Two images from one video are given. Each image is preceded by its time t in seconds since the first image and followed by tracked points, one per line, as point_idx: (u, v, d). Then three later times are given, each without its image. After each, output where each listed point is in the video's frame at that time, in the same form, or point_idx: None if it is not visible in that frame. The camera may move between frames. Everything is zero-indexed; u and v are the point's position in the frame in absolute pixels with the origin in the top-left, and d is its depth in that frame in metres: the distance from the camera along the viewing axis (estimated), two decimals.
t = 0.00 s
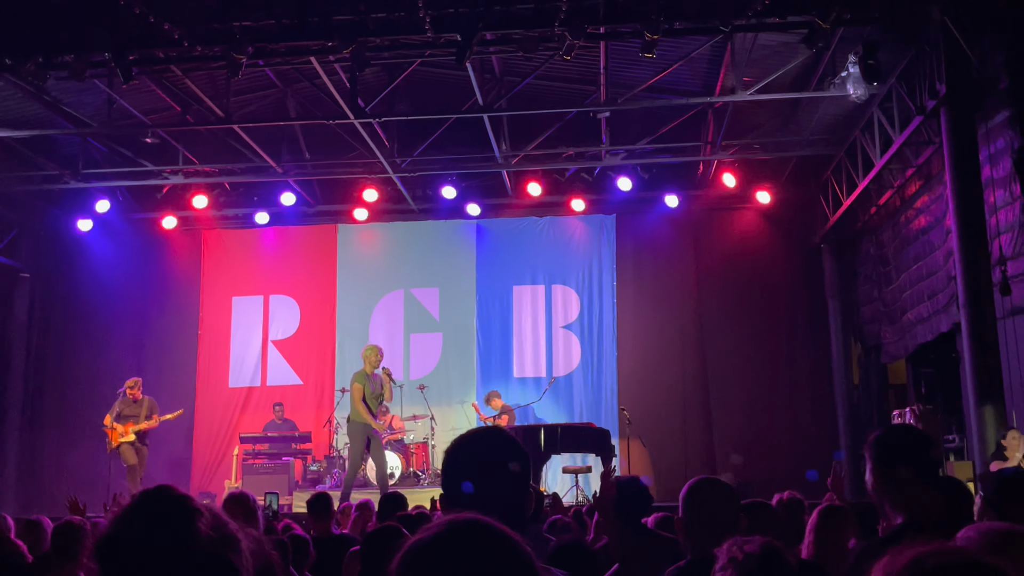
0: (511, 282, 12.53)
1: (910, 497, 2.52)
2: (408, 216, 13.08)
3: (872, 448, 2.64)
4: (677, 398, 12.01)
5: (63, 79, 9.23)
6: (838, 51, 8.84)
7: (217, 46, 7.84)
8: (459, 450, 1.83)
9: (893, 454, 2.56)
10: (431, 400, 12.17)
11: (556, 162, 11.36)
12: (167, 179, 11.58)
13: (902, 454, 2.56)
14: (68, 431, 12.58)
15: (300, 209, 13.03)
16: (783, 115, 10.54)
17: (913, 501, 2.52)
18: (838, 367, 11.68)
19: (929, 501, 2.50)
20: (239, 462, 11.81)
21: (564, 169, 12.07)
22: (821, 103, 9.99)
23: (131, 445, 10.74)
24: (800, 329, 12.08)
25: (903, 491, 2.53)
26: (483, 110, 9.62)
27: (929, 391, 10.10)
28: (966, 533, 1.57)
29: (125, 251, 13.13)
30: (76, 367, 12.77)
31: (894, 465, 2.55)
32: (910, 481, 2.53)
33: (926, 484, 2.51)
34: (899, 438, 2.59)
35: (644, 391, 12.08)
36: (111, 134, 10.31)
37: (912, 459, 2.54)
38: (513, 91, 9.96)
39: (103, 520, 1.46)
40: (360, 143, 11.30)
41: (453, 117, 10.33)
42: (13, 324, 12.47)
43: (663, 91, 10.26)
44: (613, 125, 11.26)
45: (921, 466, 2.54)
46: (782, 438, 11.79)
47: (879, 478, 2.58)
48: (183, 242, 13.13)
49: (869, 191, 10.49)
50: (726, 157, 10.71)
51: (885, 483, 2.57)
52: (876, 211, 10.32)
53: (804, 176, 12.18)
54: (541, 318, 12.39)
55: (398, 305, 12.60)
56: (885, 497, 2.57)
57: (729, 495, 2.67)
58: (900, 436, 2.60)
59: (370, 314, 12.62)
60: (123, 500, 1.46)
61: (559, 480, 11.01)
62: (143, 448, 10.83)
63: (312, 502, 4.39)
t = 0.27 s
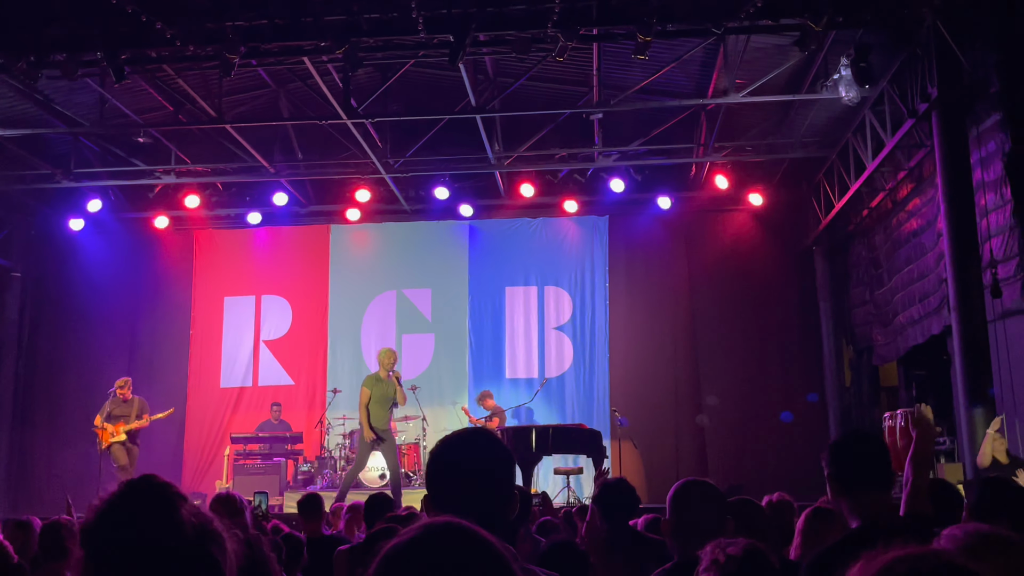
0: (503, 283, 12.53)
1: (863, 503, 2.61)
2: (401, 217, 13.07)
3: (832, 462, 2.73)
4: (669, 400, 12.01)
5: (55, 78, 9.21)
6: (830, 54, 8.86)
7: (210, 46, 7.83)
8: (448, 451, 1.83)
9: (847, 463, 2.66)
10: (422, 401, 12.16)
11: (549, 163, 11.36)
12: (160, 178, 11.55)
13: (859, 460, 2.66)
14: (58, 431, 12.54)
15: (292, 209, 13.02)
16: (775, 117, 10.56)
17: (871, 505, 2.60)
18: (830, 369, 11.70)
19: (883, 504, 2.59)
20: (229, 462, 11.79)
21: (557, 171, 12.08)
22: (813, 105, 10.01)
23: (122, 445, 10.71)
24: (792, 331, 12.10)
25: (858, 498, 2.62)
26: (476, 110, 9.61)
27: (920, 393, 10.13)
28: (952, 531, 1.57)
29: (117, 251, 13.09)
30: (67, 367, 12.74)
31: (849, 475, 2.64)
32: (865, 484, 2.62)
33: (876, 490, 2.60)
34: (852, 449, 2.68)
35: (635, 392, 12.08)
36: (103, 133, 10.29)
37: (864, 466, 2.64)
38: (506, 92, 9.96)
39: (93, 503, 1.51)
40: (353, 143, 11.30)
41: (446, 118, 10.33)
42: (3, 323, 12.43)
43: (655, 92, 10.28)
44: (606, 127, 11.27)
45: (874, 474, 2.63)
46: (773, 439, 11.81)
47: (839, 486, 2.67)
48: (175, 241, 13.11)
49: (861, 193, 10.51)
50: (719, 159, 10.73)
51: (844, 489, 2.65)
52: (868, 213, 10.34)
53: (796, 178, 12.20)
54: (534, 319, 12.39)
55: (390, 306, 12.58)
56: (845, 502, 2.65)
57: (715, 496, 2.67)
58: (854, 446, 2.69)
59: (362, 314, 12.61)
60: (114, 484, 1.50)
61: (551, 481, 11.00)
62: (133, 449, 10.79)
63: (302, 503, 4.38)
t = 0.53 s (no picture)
0: (499, 285, 12.53)
1: (854, 505, 2.61)
2: (397, 218, 13.06)
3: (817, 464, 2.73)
4: (664, 402, 12.02)
5: (50, 78, 9.20)
6: (825, 57, 8.87)
7: (206, 46, 7.83)
8: (439, 451, 1.81)
9: (833, 464, 2.66)
10: (418, 402, 12.15)
11: (545, 165, 11.35)
12: (155, 178, 11.54)
13: (846, 462, 2.66)
14: (52, 431, 12.51)
15: (288, 210, 13.01)
16: (772, 120, 10.57)
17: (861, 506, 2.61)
18: (825, 372, 11.71)
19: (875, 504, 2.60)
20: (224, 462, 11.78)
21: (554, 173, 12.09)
22: (809, 109, 10.02)
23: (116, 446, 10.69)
24: (787, 334, 12.11)
25: (847, 500, 2.63)
26: (472, 112, 9.61)
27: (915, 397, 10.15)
28: (945, 534, 1.58)
29: (112, 251, 13.07)
30: (62, 367, 12.70)
31: (838, 476, 2.64)
32: (855, 485, 2.63)
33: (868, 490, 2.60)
34: (840, 451, 2.68)
35: (631, 394, 12.08)
36: (99, 134, 10.27)
37: (851, 466, 2.64)
38: (503, 94, 9.97)
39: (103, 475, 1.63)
40: (349, 145, 11.29)
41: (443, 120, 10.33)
42: None
43: (652, 95, 10.29)
44: (602, 129, 11.27)
45: (863, 475, 2.63)
46: (769, 442, 11.82)
47: (826, 488, 2.67)
48: (170, 242, 13.09)
49: (856, 197, 10.53)
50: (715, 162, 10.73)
51: (833, 491, 2.65)
52: (863, 217, 10.36)
53: (792, 180, 12.21)
54: (529, 321, 12.39)
55: (386, 307, 12.59)
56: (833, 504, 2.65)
57: (712, 499, 2.66)
58: (840, 448, 2.70)
59: (358, 315, 12.60)
60: (125, 457, 1.63)
61: (546, 483, 11.00)
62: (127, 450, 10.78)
63: (297, 504, 4.36)
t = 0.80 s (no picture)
0: (496, 288, 12.53)
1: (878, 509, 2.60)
2: (395, 221, 13.06)
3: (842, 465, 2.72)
4: (661, 406, 12.03)
5: (48, 79, 9.19)
6: (823, 62, 8.88)
7: (204, 48, 7.83)
8: (435, 457, 1.82)
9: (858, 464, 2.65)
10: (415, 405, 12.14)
11: (543, 168, 11.37)
12: (153, 180, 11.54)
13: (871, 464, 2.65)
14: (48, 432, 12.48)
15: (285, 212, 13.01)
16: (769, 125, 10.58)
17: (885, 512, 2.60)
18: (822, 376, 11.72)
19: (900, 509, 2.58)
20: (221, 465, 11.77)
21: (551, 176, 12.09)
22: (807, 114, 10.04)
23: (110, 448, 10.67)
24: (784, 338, 12.12)
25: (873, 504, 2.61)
26: (470, 115, 9.61)
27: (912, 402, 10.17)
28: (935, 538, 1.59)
29: (109, 253, 13.06)
30: (57, 369, 12.67)
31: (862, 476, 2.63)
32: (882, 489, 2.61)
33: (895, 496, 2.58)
34: (869, 453, 2.66)
35: (627, 398, 12.09)
36: (96, 135, 10.27)
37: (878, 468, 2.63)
38: (501, 97, 9.98)
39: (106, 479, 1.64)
40: (346, 147, 11.29)
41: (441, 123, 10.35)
42: None
43: (650, 99, 10.31)
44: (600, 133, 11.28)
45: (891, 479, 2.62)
46: (765, 446, 11.82)
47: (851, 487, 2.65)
48: (168, 244, 13.10)
49: (854, 201, 10.55)
50: (713, 166, 10.75)
51: (860, 492, 2.64)
52: (860, 222, 10.37)
53: (790, 185, 12.24)
54: (526, 324, 12.39)
55: (383, 310, 12.59)
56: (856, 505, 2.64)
57: (711, 503, 2.66)
58: (864, 449, 2.69)
59: (354, 318, 12.60)
60: (124, 464, 1.63)
61: (542, 486, 11.00)
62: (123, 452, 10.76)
63: (294, 506, 4.36)
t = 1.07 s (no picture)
0: (494, 293, 12.53)
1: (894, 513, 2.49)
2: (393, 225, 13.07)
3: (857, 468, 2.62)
4: (658, 411, 12.02)
5: (47, 82, 9.19)
6: (821, 68, 8.90)
7: (203, 51, 7.83)
8: (430, 460, 1.81)
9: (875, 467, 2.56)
10: (412, 409, 12.13)
11: (541, 173, 11.38)
12: (151, 184, 11.53)
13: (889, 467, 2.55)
14: (44, 436, 12.45)
15: (283, 216, 13.01)
16: (767, 131, 10.60)
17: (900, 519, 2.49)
18: (820, 382, 11.72)
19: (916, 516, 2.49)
20: (217, 469, 11.75)
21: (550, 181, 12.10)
22: (804, 119, 10.05)
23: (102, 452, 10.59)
24: (782, 344, 12.12)
25: (888, 508, 2.51)
26: (469, 120, 9.61)
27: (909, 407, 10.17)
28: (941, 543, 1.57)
29: (107, 256, 13.05)
30: (54, 371, 12.65)
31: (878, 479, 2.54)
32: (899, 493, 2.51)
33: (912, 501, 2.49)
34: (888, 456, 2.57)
35: (625, 403, 12.09)
36: (95, 138, 10.26)
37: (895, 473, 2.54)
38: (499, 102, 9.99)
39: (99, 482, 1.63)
40: (345, 152, 11.30)
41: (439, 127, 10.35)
42: None
43: (648, 104, 10.32)
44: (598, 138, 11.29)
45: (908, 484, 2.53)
46: (763, 451, 11.82)
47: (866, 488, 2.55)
48: (166, 247, 13.09)
49: (851, 207, 10.56)
50: (711, 171, 10.76)
51: (876, 495, 2.53)
52: (858, 227, 10.38)
53: (788, 191, 12.25)
54: (524, 329, 12.39)
55: (381, 314, 12.59)
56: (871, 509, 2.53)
57: (708, 508, 2.66)
58: (880, 452, 2.60)
59: (352, 322, 12.60)
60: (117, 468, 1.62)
61: (540, 491, 10.99)
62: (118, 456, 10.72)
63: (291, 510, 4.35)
